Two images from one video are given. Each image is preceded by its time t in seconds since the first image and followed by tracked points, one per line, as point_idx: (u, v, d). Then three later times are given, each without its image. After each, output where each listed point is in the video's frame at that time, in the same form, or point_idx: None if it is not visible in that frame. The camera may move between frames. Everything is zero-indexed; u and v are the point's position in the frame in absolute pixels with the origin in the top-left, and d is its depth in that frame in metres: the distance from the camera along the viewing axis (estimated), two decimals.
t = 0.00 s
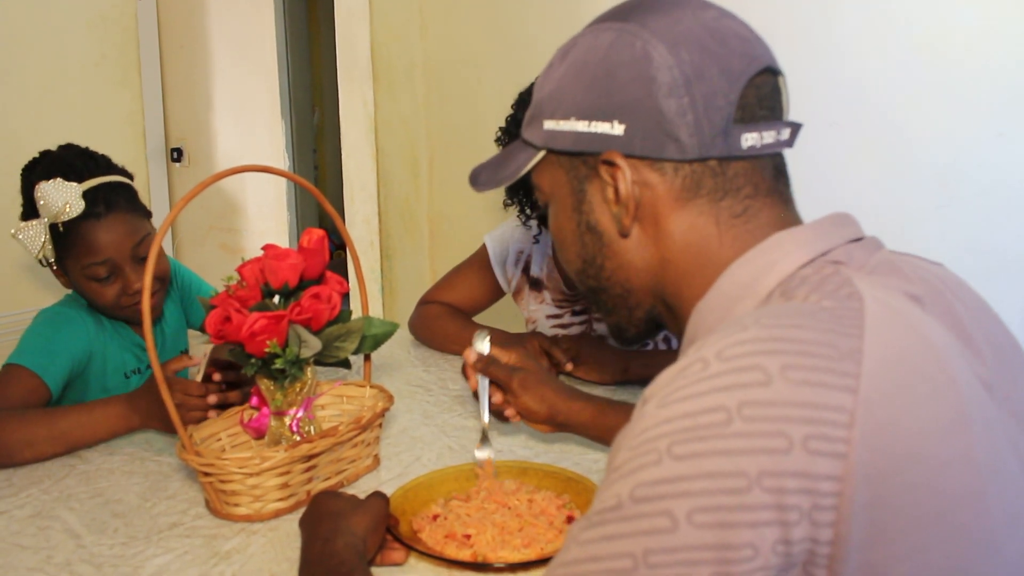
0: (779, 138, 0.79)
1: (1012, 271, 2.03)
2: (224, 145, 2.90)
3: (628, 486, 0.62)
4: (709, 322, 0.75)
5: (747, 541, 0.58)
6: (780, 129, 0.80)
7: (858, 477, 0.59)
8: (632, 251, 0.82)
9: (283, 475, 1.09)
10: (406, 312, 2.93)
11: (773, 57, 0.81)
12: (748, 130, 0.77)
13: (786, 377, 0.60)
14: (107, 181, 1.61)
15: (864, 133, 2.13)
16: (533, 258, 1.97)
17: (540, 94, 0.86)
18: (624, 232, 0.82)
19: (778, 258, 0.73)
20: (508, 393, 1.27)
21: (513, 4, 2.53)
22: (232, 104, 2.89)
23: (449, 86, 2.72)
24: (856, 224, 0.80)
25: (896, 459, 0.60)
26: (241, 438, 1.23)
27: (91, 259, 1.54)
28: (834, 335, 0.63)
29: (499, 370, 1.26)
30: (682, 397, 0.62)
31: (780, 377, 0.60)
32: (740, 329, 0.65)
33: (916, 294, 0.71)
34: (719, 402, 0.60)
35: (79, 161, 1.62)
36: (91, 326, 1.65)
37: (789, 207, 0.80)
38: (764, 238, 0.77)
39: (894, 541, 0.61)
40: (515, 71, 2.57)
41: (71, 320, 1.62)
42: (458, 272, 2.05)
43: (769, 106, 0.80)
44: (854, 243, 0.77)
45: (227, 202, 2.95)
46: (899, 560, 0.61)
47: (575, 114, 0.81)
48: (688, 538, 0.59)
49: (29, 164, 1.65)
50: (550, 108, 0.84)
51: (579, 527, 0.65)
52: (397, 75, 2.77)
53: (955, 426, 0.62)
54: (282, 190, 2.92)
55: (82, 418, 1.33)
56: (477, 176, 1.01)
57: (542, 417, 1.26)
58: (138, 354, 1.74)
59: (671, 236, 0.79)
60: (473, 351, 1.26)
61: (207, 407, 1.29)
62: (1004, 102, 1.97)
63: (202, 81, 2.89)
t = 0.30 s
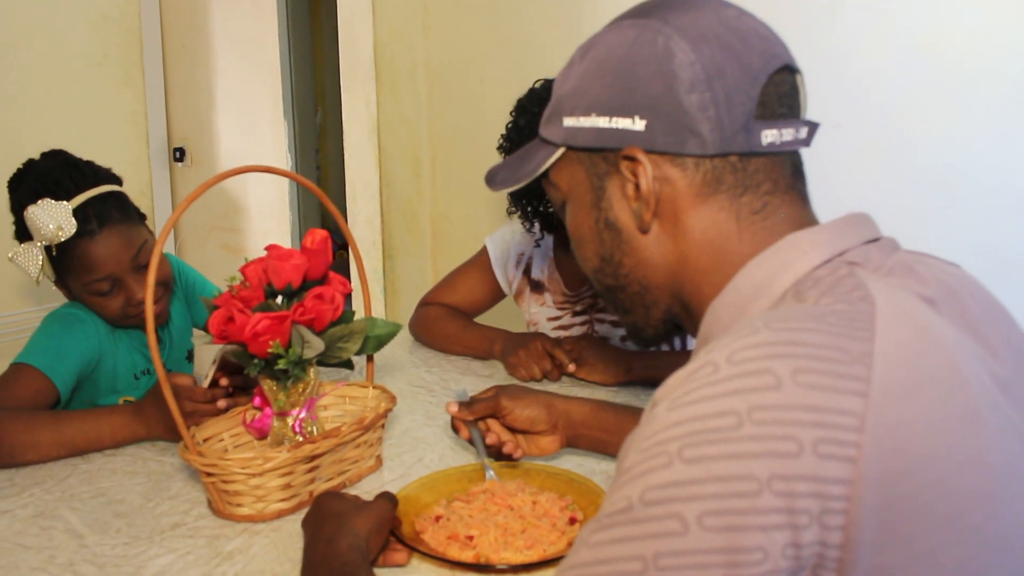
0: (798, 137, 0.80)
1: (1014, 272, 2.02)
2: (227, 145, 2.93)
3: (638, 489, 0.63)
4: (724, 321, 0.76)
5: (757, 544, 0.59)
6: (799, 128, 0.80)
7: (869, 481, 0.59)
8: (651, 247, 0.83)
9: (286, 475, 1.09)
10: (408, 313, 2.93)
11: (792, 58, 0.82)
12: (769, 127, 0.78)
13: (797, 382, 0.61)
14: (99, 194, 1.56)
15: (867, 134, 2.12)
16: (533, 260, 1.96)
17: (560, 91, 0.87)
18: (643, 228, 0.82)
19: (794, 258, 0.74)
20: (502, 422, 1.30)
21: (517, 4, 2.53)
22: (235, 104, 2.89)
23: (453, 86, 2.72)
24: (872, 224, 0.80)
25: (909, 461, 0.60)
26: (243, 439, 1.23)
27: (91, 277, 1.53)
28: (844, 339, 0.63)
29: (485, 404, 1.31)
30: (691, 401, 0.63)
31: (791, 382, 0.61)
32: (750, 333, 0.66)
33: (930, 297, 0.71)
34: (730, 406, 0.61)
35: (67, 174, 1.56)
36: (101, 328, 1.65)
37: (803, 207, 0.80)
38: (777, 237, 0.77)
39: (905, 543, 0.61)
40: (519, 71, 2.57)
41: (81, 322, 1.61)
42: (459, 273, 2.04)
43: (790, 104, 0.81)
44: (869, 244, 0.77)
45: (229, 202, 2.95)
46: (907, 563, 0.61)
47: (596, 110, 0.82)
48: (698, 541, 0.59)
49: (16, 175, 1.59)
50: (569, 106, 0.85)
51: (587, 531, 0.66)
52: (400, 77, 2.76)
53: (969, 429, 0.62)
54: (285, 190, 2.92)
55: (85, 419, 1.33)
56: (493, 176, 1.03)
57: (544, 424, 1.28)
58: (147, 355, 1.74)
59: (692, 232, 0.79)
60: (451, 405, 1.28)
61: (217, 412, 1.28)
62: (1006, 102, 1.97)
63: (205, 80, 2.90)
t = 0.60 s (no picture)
0: (792, 144, 0.80)
1: (1018, 273, 2.02)
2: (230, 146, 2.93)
3: (634, 486, 0.62)
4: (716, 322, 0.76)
5: (753, 539, 0.58)
6: (793, 134, 0.80)
7: (864, 476, 0.59)
8: (642, 251, 0.83)
9: (289, 475, 1.09)
10: (410, 313, 2.94)
11: (791, 64, 0.82)
12: (764, 134, 0.78)
13: (790, 377, 0.61)
14: (100, 201, 1.55)
15: (868, 135, 2.13)
16: (534, 262, 1.96)
17: (557, 91, 0.86)
18: (636, 232, 0.82)
19: (784, 259, 0.74)
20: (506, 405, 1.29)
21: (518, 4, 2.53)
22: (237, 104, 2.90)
23: (454, 86, 2.72)
24: (863, 222, 0.81)
25: (903, 457, 0.60)
26: (246, 439, 1.23)
27: (96, 285, 1.53)
28: (836, 335, 0.63)
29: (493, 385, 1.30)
30: (685, 398, 0.63)
31: (783, 377, 0.61)
32: (742, 330, 0.66)
33: (922, 295, 0.71)
34: (723, 402, 0.61)
35: (66, 181, 1.54)
36: (104, 330, 1.66)
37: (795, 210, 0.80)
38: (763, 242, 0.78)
39: (900, 539, 0.60)
40: (521, 71, 2.57)
41: (85, 323, 1.62)
42: (460, 273, 2.04)
43: (785, 111, 0.81)
44: (859, 243, 0.77)
45: (232, 202, 2.95)
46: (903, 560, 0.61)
47: (592, 114, 0.81)
48: (694, 537, 0.59)
49: (16, 181, 1.58)
50: (564, 107, 0.85)
51: (586, 528, 0.65)
52: (401, 76, 2.77)
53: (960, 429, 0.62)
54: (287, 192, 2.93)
55: (88, 420, 1.33)
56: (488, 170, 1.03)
57: (546, 417, 1.27)
58: (149, 357, 1.75)
59: (683, 237, 0.79)
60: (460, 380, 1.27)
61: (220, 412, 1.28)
62: (1009, 102, 1.96)
63: (207, 80, 2.90)
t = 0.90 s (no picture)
0: (798, 161, 0.80)
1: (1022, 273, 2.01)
2: (232, 145, 2.97)
3: (620, 472, 0.64)
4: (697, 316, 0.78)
5: (737, 519, 0.60)
6: (800, 152, 0.80)
7: (840, 456, 0.60)
8: (634, 234, 0.84)
9: (294, 474, 1.09)
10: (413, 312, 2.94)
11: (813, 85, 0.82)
12: (771, 148, 0.78)
13: (767, 360, 0.63)
14: (107, 202, 1.55)
15: (869, 137, 2.13)
16: (538, 262, 1.95)
17: (583, 63, 0.86)
18: (630, 216, 0.83)
19: (766, 253, 0.76)
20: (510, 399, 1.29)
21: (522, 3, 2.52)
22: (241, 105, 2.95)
23: (457, 85, 2.72)
24: (849, 216, 0.84)
25: (878, 438, 0.61)
26: (250, 437, 1.23)
27: (102, 286, 1.53)
28: (813, 320, 0.65)
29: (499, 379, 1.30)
30: (669, 383, 0.65)
31: (761, 360, 0.63)
32: (721, 318, 0.68)
33: (905, 289, 0.74)
34: (703, 385, 0.63)
35: (73, 180, 1.54)
36: (109, 329, 1.66)
37: (782, 212, 0.81)
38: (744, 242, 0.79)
39: (875, 521, 0.61)
40: (525, 70, 2.57)
41: (89, 322, 1.62)
42: (464, 272, 2.04)
43: (797, 129, 0.81)
44: (840, 238, 0.79)
45: (235, 201, 2.95)
46: (883, 541, 0.61)
47: (611, 93, 0.81)
48: (679, 518, 0.61)
49: (21, 180, 1.58)
50: (590, 79, 0.84)
51: (575, 518, 0.68)
52: (404, 77, 2.78)
53: (938, 415, 0.63)
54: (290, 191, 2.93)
55: (92, 418, 1.33)
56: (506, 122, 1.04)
57: (549, 416, 1.27)
58: (153, 357, 1.75)
59: (675, 225, 0.80)
60: (467, 371, 1.29)
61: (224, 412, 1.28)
62: (1012, 102, 1.96)
63: (210, 80, 2.93)
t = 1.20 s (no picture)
0: (819, 164, 0.82)
1: None
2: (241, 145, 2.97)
3: (625, 464, 0.66)
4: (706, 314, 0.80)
5: (737, 504, 0.62)
6: (821, 156, 0.82)
7: (834, 441, 0.63)
8: (659, 226, 0.85)
9: (304, 471, 1.08)
10: (421, 311, 2.94)
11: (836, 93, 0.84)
12: (793, 149, 0.80)
13: (761, 351, 0.65)
14: (116, 203, 1.55)
15: (882, 136, 2.13)
16: (547, 261, 1.95)
17: (619, 60, 0.87)
18: (656, 207, 0.85)
19: (772, 249, 0.78)
20: (524, 393, 1.29)
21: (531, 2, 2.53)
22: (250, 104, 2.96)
23: (466, 84, 2.72)
24: (859, 212, 0.85)
25: (870, 424, 0.64)
26: (260, 435, 1.23)
27: (113, 287, 1.54)
28: (802, 313, 0.68)
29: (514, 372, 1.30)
30: (670, 376, 0.67)
31: (755, 352, 0.66)
32: (716, 314, 0.71)
33: (909, 283, 0.76)
34: (701, 377, 0.65)
35: (85, 181, 1.54)
36: (119, 328, 1.66)
37: (796, 210, 0.83)
38: (755, 235, 0.81)
39: (873, 503, 0.64)
40: (534, 69, 2.56)
41: (99, 321, 1.63)
42: (473, 271, 2.03)
43: (820, 134, 0.82)
44: (848, 233, 0.81)
45: (243, 200, 2.96)
46: (878, 521, 0.64)
47: (644, 89, 0.83)
48: (682, 504, 0.63)
49: (31, 179, 1.58)
50: (625, 75, 0.85)
51: (584, 511, 0.69)
52: (414, 75, 2.77)
53: (931, 396, 0.66)
54: (298, 189, 2.93)
55: (104, 416, 1.33)
56: (538, 114, 1.08)
57: (560, 415, 1.27)
58: (162, 356, 1.75)
59: (695, 217, 0.82)
60: (481, 361, 1.29)
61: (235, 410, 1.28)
62: None
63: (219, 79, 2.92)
